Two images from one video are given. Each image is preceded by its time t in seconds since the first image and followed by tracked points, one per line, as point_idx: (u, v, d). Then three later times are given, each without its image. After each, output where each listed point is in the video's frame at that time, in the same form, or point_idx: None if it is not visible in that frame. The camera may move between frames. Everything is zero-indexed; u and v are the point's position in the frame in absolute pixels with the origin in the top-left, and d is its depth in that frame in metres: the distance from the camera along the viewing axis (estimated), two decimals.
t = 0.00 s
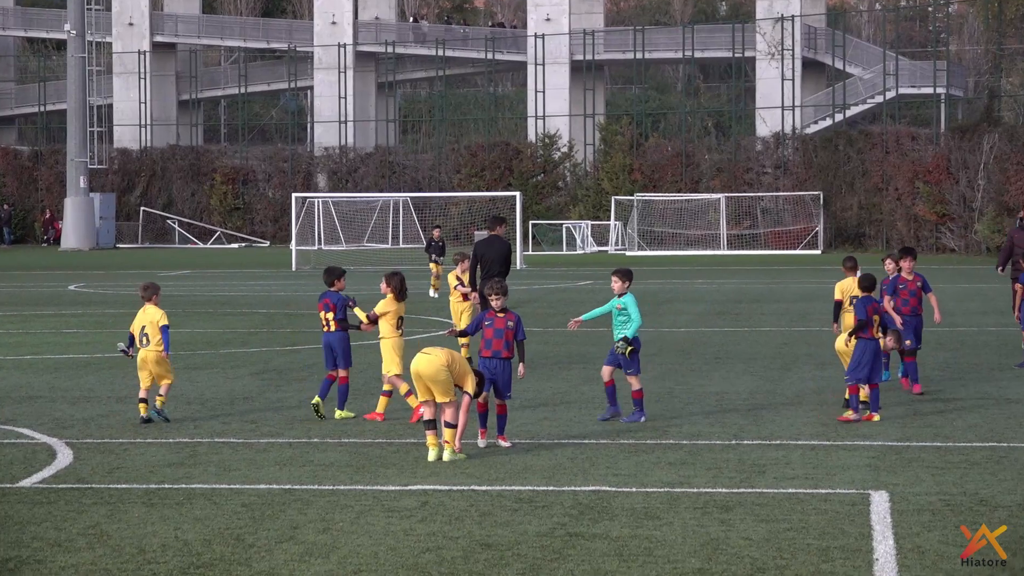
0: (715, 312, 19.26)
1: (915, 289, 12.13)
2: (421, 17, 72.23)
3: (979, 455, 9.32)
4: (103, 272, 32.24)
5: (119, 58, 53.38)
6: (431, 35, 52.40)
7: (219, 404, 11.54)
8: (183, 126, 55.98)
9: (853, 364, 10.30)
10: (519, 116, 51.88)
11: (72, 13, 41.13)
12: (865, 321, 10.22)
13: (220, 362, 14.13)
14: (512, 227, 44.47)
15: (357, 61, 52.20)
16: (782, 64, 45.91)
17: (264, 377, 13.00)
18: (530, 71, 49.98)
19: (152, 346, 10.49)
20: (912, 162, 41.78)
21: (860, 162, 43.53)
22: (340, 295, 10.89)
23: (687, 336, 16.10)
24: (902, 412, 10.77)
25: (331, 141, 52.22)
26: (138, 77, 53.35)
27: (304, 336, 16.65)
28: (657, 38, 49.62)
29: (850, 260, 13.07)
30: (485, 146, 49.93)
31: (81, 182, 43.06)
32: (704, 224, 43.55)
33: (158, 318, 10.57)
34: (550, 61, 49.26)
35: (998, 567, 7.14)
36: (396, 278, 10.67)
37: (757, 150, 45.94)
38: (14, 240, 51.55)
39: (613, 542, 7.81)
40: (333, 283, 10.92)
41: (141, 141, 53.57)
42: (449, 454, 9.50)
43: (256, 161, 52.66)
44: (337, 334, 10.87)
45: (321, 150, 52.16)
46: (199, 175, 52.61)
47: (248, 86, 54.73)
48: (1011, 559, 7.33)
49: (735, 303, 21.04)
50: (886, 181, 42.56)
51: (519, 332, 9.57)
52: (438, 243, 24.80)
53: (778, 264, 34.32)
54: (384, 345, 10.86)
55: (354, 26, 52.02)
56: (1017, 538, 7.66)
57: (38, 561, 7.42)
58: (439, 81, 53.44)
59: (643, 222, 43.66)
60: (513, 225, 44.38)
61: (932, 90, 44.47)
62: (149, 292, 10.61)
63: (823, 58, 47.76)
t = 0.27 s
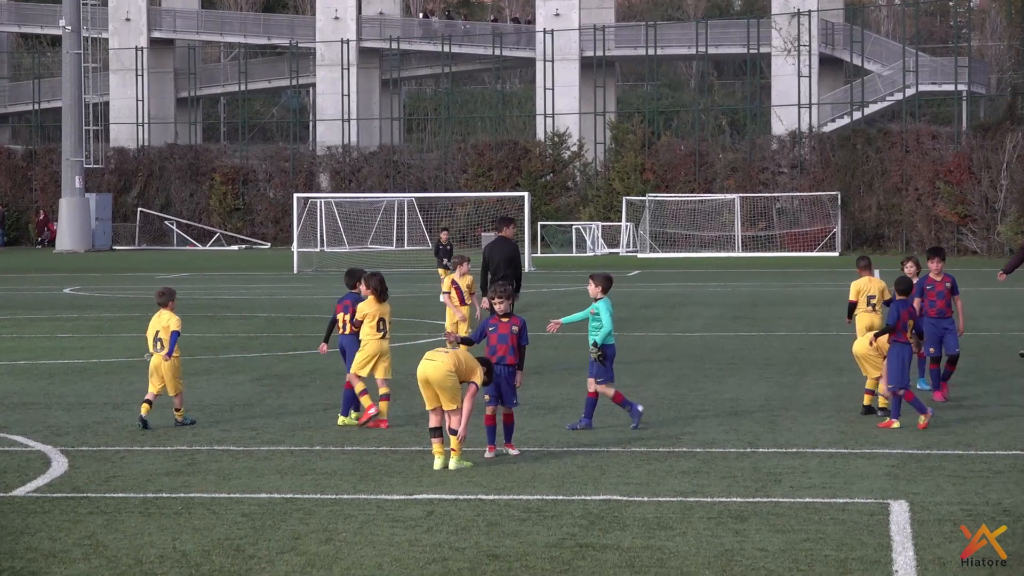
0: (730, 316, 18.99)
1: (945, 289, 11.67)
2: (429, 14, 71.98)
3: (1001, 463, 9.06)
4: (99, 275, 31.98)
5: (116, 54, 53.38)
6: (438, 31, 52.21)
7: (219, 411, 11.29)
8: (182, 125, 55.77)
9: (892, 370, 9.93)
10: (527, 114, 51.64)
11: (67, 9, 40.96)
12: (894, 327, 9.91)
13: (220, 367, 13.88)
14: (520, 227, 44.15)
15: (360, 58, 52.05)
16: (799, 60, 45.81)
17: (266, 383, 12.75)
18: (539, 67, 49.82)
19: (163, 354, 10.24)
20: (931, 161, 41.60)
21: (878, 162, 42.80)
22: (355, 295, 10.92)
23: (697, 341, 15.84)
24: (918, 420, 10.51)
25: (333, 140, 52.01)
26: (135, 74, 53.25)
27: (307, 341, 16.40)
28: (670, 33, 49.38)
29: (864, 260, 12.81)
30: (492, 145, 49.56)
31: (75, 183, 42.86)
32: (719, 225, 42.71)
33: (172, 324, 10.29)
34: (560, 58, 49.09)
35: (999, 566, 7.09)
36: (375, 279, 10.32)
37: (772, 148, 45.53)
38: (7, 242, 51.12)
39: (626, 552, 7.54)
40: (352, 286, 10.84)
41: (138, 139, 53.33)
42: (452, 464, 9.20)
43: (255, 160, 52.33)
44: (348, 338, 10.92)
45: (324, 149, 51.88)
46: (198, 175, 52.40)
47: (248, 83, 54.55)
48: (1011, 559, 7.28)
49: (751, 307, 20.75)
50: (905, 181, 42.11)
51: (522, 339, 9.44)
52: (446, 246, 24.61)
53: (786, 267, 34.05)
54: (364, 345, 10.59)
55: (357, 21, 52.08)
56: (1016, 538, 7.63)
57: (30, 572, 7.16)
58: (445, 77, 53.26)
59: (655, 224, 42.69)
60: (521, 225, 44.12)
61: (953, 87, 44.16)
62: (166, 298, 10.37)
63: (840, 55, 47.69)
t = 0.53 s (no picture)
0: (744, 318, 18.70)
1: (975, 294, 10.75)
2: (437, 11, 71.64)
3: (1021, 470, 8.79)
4: (93, 276, 31.69)
5: (110, 48, 53.27)
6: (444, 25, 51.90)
7: (216, 416, 11.04)
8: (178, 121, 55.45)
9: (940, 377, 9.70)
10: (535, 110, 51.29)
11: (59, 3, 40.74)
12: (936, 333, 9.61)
13: (219, 371, 13.63)
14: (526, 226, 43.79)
15: (362, 53, 51.82)
16: (814, 54, 45.41)
17: (265, 388, 12.50)
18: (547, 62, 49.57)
19: (178, 355, 10.18)
20: (953, 159, 41.02)
21: (898, 158, 42.49)
22: (377, 297, 10.95)
23: (707, 344, 15.57)
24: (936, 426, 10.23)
25: (334, 137, 51.85)
26: (130, 69, 53.06)
27: (308, 344, 16.15)
28: (682, 27, 48.99)
29: (877, 260, 12.57)
30: (498, 143, 49.17)
31: (69, 182, 42.64)
32: (733, 225, 42.39)
33: (186, 324, 10.28)
34: (569, 52, 48.82)
35: (998, 565, 6.95)
36: (341, 280, 10.39)
37: (787, 146, 45.21)
38: None
39: (636, 562, 7.25)
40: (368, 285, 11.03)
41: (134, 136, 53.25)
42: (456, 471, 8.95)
43: (254, 158, 52.00)
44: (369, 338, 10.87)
45: (325, 146, 51.51)
46: (194, 173, 52.14)
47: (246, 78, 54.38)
48: (1011, 559, 7.13)
49: (765, 309, 20.47)
50: (925, 179, 41.74)
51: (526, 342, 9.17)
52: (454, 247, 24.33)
53: (793, 267, 33.74)
54: (338, 349, 10.39)
55: (359, 14, 51.77)
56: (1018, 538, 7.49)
57: None
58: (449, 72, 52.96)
59: (667, 222, 42.53)
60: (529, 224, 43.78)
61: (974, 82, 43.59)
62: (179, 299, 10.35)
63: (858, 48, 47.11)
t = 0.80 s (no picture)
0: (756, 318, 18.42)
1: (1004, 294, 10.57)
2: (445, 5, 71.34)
3: None
4: (88, 274, 31.43)
5: (103, 38, 53.13)
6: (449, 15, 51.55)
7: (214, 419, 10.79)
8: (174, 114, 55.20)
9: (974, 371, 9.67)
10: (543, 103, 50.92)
11: None
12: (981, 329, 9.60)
13: (217, 372, 13.39)
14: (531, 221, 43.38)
15: (363, 44, 51.54)
16: (831, 45, 44.93)
17: (264, 389, 12.25)
18: (554, 53, 49.29)
19: (192, 353, 10.02)
20: (974, 153, 41.03)
21: (917, 153, 42.26)
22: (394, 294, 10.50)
23: (717, 345, 15.32)
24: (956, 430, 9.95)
25: (334, 130, 51.56)
26: (124, 60, 52.90)
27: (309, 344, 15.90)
28: (694, 17, 48.66)
29: (886, 255, 12.26)
30: (504, 136, 48.87)
31: (62, 177, 42.38)
32: (746, 221, 42.06)
33: (202, 322, 10.13)
34: (579, 43, 48.57)
35: (998, 566, 6.80)
36: (320, 278, 10.15)
37: (802, 139, 44.65)
38: None
39: (647, 567, 6.97)
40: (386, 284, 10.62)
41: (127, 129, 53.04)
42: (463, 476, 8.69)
43: (254, 152, 51.65)
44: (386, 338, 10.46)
45: (326, 140, 51.13)
46: (191, 168, 51.92)
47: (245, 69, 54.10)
48: (1011, 560, 6.96)
49: (776, 308, 20.20)
50: (944, 174, 41.65)
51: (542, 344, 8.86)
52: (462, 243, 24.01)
53: (800, 265, 33.44)
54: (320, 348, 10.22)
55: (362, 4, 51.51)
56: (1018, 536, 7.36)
57: None
58: (453, 63, 52.66)
59: (679, 219, 41.83)
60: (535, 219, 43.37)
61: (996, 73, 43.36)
62: (193, 296, 10.21)
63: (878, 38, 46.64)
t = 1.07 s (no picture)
0: (764, 318, 18.23)
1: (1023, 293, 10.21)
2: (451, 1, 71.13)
3: None
4: (84, 272, 31.24)
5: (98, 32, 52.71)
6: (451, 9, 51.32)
7: (213, 420, 10.61)
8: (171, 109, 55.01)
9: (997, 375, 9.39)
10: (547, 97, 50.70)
11: None
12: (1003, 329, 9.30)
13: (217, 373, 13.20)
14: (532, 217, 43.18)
15: (363, 38, 51.32)
16: (843, 38, 44.67)
17: (263, 390, 12.07)
18: (558, 46, 49.06)
19: (204, 351, 9.91)
20: (990, 148, 41.06)
21: (930, 148, 42.09)
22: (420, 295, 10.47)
23: (724, 344, 15.13)
24: (969, 433, 9.76)
25: (333, 125, 51.34)
26: (118, 54, 52.54)
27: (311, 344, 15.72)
28: (701, 10, 48.39)
29: (885, 254, 12.12)
30: (508, 131, 48.67)
31: (54, 173, 42.15)
32: (754, 217, 41.75)
33: (215, 319, 9.95)
34: (585, 36, 48.35)
35: (997, 566, 6.68)
36: (317, 278, 10.08)
37: (814, 134, 44.54)
38: None
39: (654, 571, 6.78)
40: (413, 282, 10.57)
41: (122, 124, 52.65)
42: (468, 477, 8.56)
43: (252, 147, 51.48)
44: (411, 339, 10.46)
45: (325, 135, 50.92)
46: (187, 164, 51.73)
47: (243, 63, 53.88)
48: (1011, 560, 6.84)
49: (784, 306, 20.01)
50: (958, 170, 41.51)
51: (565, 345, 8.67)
52: (468, 241, 23.80)
53: (805, 262, 33.21)
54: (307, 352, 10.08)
55: None
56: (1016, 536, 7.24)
57: None
58: (455, 56, 52.44)
59: (687, 215, 41.70)
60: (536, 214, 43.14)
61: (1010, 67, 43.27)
62: (210, 291, 10.08)
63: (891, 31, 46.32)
